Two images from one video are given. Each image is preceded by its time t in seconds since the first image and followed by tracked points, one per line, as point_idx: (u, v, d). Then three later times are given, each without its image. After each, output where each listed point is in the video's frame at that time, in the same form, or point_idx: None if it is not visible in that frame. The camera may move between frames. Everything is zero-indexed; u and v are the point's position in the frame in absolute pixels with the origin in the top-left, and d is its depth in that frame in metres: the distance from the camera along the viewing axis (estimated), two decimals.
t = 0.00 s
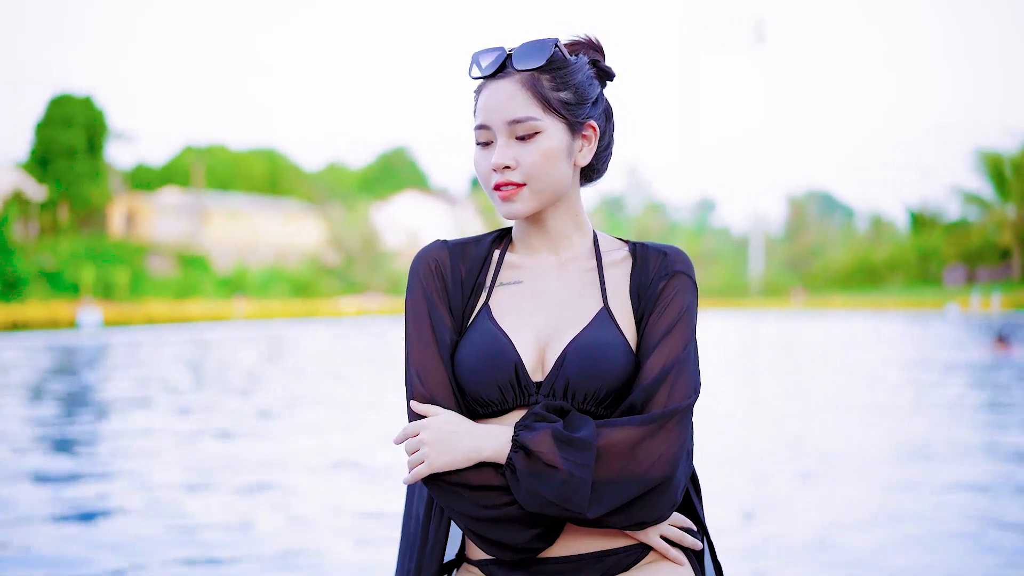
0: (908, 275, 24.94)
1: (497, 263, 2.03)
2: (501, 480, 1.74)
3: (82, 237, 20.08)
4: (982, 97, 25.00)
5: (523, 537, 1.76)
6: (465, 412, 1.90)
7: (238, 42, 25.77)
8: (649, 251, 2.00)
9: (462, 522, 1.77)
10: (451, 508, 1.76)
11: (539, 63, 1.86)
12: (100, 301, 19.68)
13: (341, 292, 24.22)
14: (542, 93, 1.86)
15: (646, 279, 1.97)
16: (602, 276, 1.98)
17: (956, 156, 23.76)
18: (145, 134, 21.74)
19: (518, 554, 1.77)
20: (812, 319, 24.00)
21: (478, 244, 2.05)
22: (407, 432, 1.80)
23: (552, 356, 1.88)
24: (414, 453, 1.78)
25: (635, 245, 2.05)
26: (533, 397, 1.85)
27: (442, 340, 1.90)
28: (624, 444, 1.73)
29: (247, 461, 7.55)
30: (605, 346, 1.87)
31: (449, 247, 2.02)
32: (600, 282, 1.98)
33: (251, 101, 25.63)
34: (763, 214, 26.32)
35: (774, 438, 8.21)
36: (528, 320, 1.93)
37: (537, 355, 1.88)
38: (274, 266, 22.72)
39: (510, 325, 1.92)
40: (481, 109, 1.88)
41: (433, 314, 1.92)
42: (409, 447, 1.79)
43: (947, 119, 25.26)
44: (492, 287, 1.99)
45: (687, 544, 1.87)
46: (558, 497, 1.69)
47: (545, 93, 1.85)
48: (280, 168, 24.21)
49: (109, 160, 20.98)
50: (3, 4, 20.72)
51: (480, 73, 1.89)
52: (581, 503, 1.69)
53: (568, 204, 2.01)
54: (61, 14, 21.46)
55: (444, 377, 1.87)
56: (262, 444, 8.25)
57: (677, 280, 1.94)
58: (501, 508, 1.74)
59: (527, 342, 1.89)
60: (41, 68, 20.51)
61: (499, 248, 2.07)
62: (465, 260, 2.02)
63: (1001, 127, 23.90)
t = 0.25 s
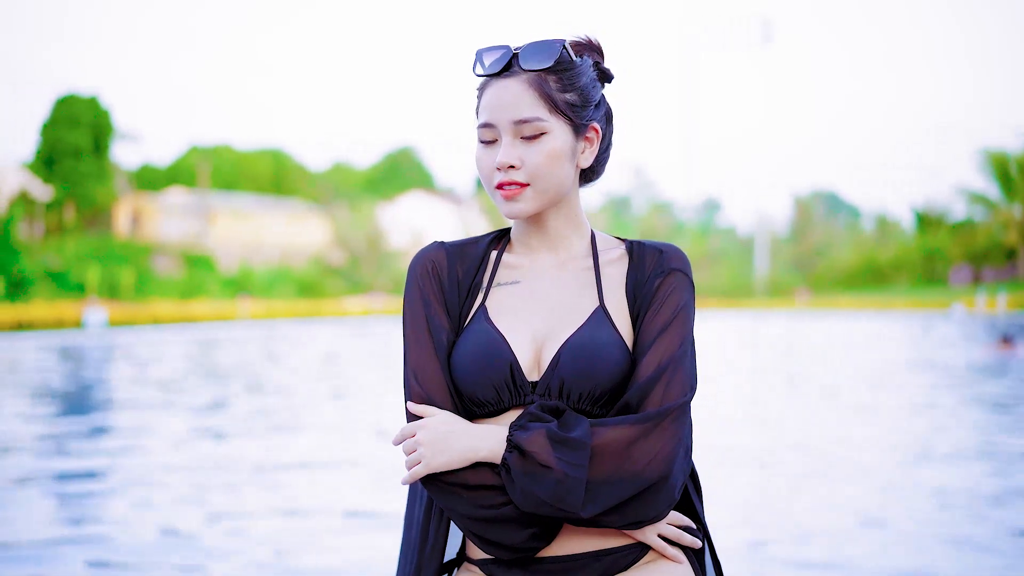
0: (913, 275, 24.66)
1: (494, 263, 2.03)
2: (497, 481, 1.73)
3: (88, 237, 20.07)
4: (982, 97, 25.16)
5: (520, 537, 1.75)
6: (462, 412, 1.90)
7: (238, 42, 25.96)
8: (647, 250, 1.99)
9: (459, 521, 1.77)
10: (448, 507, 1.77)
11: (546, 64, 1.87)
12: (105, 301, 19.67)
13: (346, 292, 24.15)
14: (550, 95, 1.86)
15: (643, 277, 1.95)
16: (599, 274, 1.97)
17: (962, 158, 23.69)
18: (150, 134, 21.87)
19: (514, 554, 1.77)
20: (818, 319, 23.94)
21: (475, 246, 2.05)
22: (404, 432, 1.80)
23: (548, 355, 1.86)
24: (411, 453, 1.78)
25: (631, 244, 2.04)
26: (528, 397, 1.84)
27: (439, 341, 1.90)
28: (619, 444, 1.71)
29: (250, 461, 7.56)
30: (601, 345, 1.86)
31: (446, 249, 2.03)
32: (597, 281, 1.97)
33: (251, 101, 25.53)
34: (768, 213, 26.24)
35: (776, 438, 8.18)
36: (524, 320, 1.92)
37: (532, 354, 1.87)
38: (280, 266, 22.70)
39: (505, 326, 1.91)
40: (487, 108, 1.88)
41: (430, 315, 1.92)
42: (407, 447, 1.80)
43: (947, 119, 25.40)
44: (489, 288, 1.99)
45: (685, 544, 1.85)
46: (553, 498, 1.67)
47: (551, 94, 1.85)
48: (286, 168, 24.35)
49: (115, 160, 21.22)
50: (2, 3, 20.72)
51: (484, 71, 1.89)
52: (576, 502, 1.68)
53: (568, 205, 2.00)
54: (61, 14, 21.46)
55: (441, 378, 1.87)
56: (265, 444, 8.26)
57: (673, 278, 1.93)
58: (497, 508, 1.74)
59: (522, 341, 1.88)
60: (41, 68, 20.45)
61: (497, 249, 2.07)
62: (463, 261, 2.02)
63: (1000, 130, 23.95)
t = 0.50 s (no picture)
0: (920, 275, 24.71)
1: (491, 265, 2.03)
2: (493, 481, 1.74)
3: (94, 238, 20.13)
4: (982, 98, 25.45)
5: (517, 537, 1.75)
6: (459, 413, 1.90)
7: (238, 41, 25.96)
8: (643, 248, 1.99)
9: (457, 521, 1.77)
10: (446, 507, 1.77)
11: (553, 65, 1.87)
12: (111, 301, 19.75)
13: (353, 292, 24.03)
14: (557, 95, 1.86)
15: (639, 276, 1.95)
16: (595, 274, 1.96)
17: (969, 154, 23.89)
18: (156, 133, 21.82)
19: (512, 554, 1.76)
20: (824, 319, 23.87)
21: (473, 247, 2.05)
22: (401, 434, 1.81)
23: (545, 355, 1.87)
24: (408, 454, 1.78)
25: (627, 243, 2.03)
26: (525, 397, 1.84)
27: (436, 342, 1.91)
28: (614, 443, 1.71)
29: (254, 461, 7.57)
30: (598, 344, 1.85)
31: (443, 250, 2.03)
32: (593, 280, 1.97)
33: (251, 101, 25.45)
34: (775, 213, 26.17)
35: (780, 438, 8.17)
36: (521, 320, 1.92)
37: (529, 355, 1.87)
38: (286, 266, 22.71)
39: (502, 326, 1.91)
40: (491, 107, 1.88)
41: (427, 316, 1.93)
42: (404, 449, 1.80)
43: (948, 119, 25.74)
44: (486, 289, 1.99)
45: (683, 542, 1.84)
46: (548, 497, 1.68)
47: (559, 96, 1.86)
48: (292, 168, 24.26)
49: (120, 160, 21.19)
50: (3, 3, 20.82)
51: (489, 69, 1.89)
52: (572, 501, 1.68)
53: (568, 206, 2.00)
54: (61, 14, 21.44)
55: (438, 379, 1.88)
56: (269, 444, 8.27)
57: (669, 276, 1.92)
58: (494, 508, 1.74)
59: (519, 341, 1.89)
60: (40, 68, 20.56)
61: (494, 250, 2.07)
62: (459, 262, 2.02)
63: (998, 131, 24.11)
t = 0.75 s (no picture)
0: (924, 276, 24.45)
1: (489, 264, 2.02)
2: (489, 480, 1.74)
3: (99, 238, 20.15)
4: (982, 97, 25.26)
5: (514, 537, 1.75)
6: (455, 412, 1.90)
7: (238, 42, 25.82)
8: (639, 247, 1.98)
9: (454, 522, 1.77)
10: (442, 508, 1.77)
11: (559, 66, 1.87)
12: (116, 301, 19.72)
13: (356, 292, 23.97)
14: (563, 96, 1.87)
15: (634, 276, 1.94)
16: (592, 273, 1.96)
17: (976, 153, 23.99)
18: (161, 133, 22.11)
19: (508, 554, 1.76)
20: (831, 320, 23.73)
21: (469, 247, 2.04)
22: (400, 435, 1.81)
23: (541, 353, 1.86)
24: (405, 455, 1.79)
25: (622, 242, 2.03)
26: (520, 397, 1.84)
27: (432, 343, 1.91)
28: (610, 443, 1.71)
29: (256, 461, 7.58)
30: (594, 344, 1.85)
31: (440, 251, 2.03)
32: (590, 278, 1.96)
33: (251, 101, 25.31)
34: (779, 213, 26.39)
35: (782, 438, 8.17)
36: (518, 320, 1.92)
37: (525, 355, 1.87)
38: (289, 266, 22.68)
39: (498, 327, 1.91)
40: (494, 107, 1.88)
41: (423, 317, 1.94)
42: (402, 450, 1.81)
43: (947, 119, 25.55)
44: (482, 289, 1.99)
45: (680, 542, 1.83)
46: (544, 497, 1.68)
47: (565, 96, 1.86)
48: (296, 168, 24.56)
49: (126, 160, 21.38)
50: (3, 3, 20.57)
51: (493, 68, 1.88)
52: (569, 501, 1.68)
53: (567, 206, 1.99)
54: (60, 14, 21.29)
55: (434, 381, 1.88)
56: (270, 444, 8.29)
57: (665, 274, 1.91)
58: (490, 508, 1.74)
59: (516, 340, 1.88)
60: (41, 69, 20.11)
61: (491, 250, 2.06)
62: (455, 263, 2.02)
63: (1001, 132, 24.22)
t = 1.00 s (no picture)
0: (928, 275, 24.34)
1: (485, 265, 2.03)
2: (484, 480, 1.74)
3: (104, 238, 20.19)
4: (982, 97, 25.08)
5: (509, 537, 1.74)
6: (451, 412, 1.90)
7: (238, 42, 25.72)
8: (635, 247, 1.97)
9: (450, 521, 1.77)
10: (438, 508, 1.78)
11: (563, 67, 1.87)
12: (121, 301, 19.72)
13: (360, 292, 23.93)
14: (568, 98, 1.87)
15: (630, 275, 1.93)
16: (588, 273, 1.96)
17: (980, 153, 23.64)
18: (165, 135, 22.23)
19: (504, 554, 1.77)
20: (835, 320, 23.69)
21: (466, 249, 2.05)
22: (397, 435, 1.82)
23: (535, 354, 1.86)
24: (401, 454, 1.80)
25: (620, 242, 2.02)
26: (516, 397, 1.84)
27: (429, 343, 1.92)
28: (605, 444, 1.71)
29: (260, 460, 7.59)
30: (590, 343, 1.85)
31: (437, 253, 2.04)
32: (586, 278, 1.96)
33: (251, 101, 25.45)
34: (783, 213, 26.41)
35: (786, 439, 8.16)
36: (514, 320, 1.92)
37: (520, 355, 1.87)
38: (294, 267, 22.70)
39: (495, 327, 1.91)
40: (497, 108, 1.88)
41: (421, 317, 1.94)
42: (399, 450, 1.82)
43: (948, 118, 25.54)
44: (480, 289, 1.99)
45: (676, 543, 1.83)
46: (540, 498, 1.67)
47: (570, 98, 1.86)
48: (301, 170, 24.35)
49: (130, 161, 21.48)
50: (2, 3, 20.49)
51: (497, 68, 1.88)
52: (563, 502, 1.68)
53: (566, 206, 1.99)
54: (60, 14, 21.22)
55: (431, 381, 1.89)
56: (273, 444, 8.31)
57: (662, 274, 1.91)
58: (486, 508, 1.74)
59: (511, 340, 1.88)
60: (40, 68, 20.07)
61: (489, 252, 2.06)
62: (452, 264, 2.03)
63: (1000, 132, 23.92)
